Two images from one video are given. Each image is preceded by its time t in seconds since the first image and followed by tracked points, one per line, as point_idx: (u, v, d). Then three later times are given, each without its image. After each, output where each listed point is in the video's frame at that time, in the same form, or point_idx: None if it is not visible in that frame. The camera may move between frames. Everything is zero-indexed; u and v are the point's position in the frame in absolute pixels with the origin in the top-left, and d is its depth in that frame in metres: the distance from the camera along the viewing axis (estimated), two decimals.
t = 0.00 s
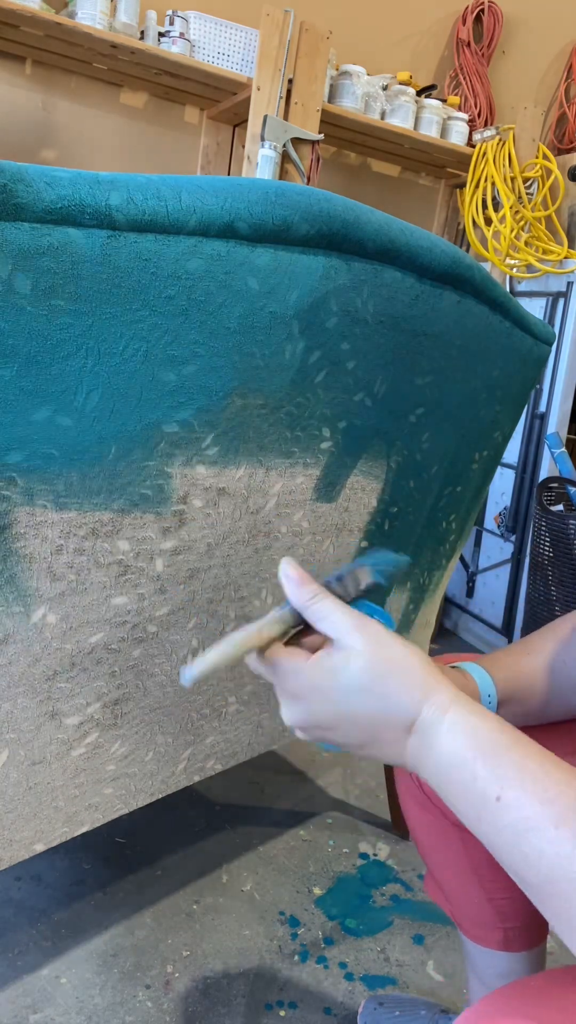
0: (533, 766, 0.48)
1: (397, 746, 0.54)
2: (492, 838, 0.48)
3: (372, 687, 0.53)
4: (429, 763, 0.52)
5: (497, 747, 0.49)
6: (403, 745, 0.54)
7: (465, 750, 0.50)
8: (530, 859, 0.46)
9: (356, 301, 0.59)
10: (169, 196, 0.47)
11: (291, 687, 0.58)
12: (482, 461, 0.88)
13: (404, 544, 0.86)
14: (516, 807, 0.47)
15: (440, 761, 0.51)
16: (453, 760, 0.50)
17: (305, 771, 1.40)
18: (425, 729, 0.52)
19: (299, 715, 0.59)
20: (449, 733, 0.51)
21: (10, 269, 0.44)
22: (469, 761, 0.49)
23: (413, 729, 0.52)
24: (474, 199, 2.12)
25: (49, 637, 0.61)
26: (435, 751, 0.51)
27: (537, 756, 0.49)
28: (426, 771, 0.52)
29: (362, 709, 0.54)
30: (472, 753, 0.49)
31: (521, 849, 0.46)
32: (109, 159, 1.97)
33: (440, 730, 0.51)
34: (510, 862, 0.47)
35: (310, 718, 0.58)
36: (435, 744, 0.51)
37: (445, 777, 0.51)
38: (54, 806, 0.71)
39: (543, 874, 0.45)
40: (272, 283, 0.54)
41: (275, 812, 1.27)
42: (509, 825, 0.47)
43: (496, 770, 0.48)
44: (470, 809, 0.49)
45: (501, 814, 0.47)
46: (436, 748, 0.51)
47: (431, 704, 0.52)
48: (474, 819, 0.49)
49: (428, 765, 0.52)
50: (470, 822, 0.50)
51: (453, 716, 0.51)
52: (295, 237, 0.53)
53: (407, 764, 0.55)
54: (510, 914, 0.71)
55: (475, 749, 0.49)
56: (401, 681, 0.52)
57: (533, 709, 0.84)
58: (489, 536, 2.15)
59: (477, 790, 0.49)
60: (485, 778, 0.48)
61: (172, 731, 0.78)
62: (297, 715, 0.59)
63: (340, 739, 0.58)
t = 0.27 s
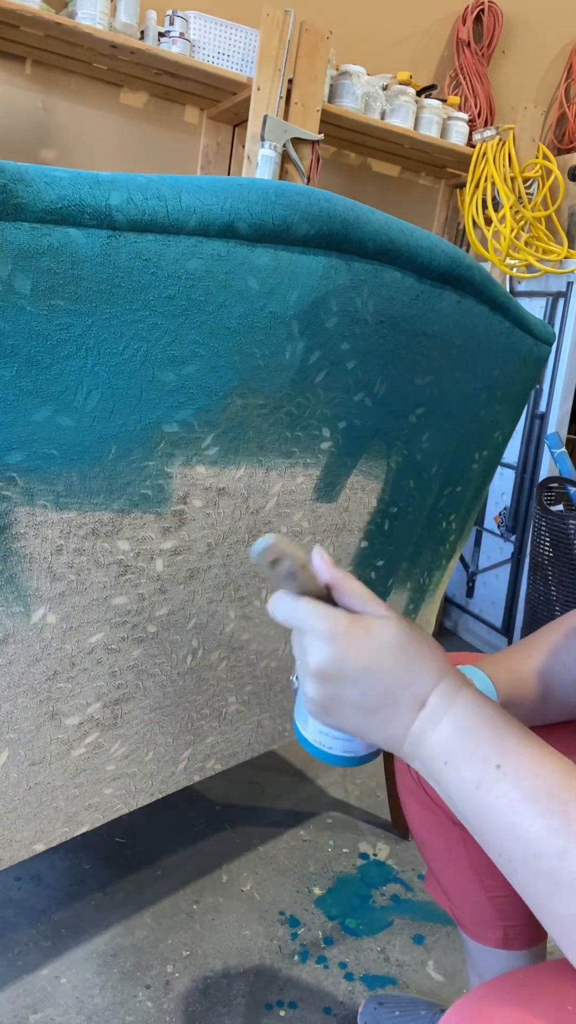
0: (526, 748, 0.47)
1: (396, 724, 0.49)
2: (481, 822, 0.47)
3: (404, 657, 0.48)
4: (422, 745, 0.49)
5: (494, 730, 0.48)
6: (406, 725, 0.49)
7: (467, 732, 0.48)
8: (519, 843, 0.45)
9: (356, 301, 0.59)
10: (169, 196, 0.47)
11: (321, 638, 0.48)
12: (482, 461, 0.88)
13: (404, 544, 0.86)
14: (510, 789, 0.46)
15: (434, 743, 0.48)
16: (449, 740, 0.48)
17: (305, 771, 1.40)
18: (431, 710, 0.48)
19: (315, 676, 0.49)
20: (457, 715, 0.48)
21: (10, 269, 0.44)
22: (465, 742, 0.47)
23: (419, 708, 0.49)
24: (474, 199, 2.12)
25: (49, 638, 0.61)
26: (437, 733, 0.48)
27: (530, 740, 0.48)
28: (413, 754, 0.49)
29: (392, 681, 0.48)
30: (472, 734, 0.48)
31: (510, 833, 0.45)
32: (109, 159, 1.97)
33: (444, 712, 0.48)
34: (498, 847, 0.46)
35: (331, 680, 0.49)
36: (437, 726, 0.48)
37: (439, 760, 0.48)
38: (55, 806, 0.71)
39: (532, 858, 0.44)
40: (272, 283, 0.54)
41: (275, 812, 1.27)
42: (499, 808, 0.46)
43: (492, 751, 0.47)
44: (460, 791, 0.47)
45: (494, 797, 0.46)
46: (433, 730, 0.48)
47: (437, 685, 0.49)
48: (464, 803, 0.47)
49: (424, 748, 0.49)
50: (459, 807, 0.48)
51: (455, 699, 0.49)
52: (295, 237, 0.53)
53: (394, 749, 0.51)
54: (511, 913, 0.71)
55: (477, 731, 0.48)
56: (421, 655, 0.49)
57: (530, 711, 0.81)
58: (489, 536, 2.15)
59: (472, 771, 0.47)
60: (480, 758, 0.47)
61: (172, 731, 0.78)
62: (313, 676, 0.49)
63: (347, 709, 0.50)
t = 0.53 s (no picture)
0: (541, 738, 0.48)
1: (420, 704, 0.49)
2: (492, 806, 0.46)
3: (443, 640, 0.51)
4: (442, 728, 0.49)
5: (514, 721, 0.48)
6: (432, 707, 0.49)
7: (489, 720, 0.48)
8: (530, 827, 0.44)
9: (356, 301, 0.59)
10: (169, 196, 0.47)
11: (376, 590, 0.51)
12: (482, 462, 0.88)
13: (404, 544, 0.86)
14: (525, 772, 0.46)
15: (452, 727, 0.48)
16: (469, 723, 0.48)
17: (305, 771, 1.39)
18: (456, 696, 0.49)
19: (360, 625, 0.51)
20: (482, 705, 0.49)
21: (10, 269, 0.44)
22: (484, 726, 0.48)
23: (446, 691, 0.49)
24: (474, 199, 2.12)
25: (49, 638, 0.61)
26: (460, 717, 0.48)
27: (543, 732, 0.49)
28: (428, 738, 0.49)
29: (430, 649, 0.50)
30: (493, 721, 0.48)
31: (521, 816, 0.45)
32: (109, 159, 1.97)
33: (469, 697, 0.49)
34: (507, 832, 0.46)
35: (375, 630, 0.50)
36: (459, 712, 0.49)
37: (458, 742, 0.48)
38: (55, 806, 0.71)
39: (540, 842, 0.44)
40: (272, 283, 0.54)
41: (275, 812, 1.27)
42: (512, 790, 0.46)
43: (509, 738, 0.47)
44: (474, 775, 0.47)
45: (508, 780, 0.46)
46: (455, 712, 0.49)
47: (465, 679, 0.50)
48: (477, 787, 0.47)
49: (444, 730, 0.49)
50: (470, 794, 0.48)
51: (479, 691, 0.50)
52: (295, 237, 0.53)
53: (409, 732, 0.50)
54: (511, 913, 0.71)
55: (500, 721, 0.48)
56: (455, 648, 0.51)
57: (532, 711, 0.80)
58: (489, 536, 2.15)
59: (490, 754, 0.47)
60: (497, 742, 0.47)
61: (172, 731, 0.78)
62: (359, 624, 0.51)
63: (381, 666, 0.50)
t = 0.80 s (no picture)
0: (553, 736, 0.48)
1: (431, 693, 0.50)
2: (498, 801, 0.46)
3: (457, 639, 0.53)
4: (453, 721, 0.49)
5: (524, 720, 0.49)
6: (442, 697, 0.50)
7: (499, 717, 0.48)
8: (537, 820, 0.44)
9: (356, 301, 0.59)
10: (169, 196, 0.47)
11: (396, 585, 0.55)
12: (482, 462, 0.88)
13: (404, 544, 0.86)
14: (533, 766, 0.46)
15: (463, 720, 0.49)
16: (480, 718, 0.48)
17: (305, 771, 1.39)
18: (468, 691, 0.50)
19: (378, 612, 0.54)
20: (494, 701, 0.49)
21: (10, 269, 0.44)
22: (495, 721, 0.48)
23: (459, 684, 0.50)
24: (474, 199, 2.12)
25: (49, 638, 0.61)
26: (471, 710, 0.49)
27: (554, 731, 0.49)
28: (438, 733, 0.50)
29: (444, 643, 0.52)
30: (503, 717, 0.48)
31: (528, 810, 0.44)
32: (110, 159, 1.97)
33: (480, 694, 0.50)
34: (513, 827, 0.45)
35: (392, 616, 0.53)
36: (471, 706, 0.49)
37: (467, 736, 0.48)
38: (54, 806, 0.71)
39: (545, 836, 0.43)
40: (272, 283, 0.54)
41: (275, 812, 1.27)
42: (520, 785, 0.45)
43: (519, 734, 0.47)
44: (482, 770, 0.47)
45: (517, 774, 0.46)
46: (467, 706, 0.49)
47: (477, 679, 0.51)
48: (485, 782, 0.47)
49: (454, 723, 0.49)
50: (478, 790, 0.47)
51: (491, 691, 0.50)
52: (295, 237, 0.53)
53: (419, 725, 0.51)
54: (511, 913, 0.71)
55: (511, 718, 0.48)
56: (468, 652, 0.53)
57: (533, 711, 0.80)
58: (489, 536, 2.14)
59: (498, 748, 0.47)
60: (507, 738, 0.47)
61: (172, 731, 0.78)
62: (376, 611, 0.54)
63: (395, 650, 0.51)
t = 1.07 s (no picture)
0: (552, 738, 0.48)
1: (428, 695, 0.50)
2: (497, 803, 0.46)
3: (454, 643, 0.53)
4: (449, 724, 0.49)
5: (522, 722, 0.48)
6: (438, 700, 0.50)
7: (497, 719, 0.48)
8: (536, 822, 0.44)
9: (356, 301, 0.59)
10: (169, 196, 0.47)
11: (391, 590, 0.56)
12: (482, 462, 0.88)
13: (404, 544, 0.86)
14: (532, 768, 0.45)
15: (459, 722, 0.49)
16: (477, 720, 0.48)
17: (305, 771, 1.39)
18: (464, 694, 0.50)
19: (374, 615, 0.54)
20: (491, 703, 0.49)
21: (10, 269, 0.44)
22: (492, 724, 0.48)
23: (455, 688, 0.50)
24: (474, 199, 2.12)
25: (49, 638, 0.61)
26: (467, 712, 0.49)
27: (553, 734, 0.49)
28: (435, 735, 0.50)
29: (441, 646, 0.52)
30: (501, 719, 0.48)
31: (526, 811, 0.44)
32: (110, 159, 1.97)
33: (477, 696, 0.50)
34: (512, 830, 0.45)
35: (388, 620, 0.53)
36: (467, 709, 0.49)
37: (464, 739, 0.48)
38: (54, 806, 0.71)
39: (544, 838, 0.43)
40: (272, 283, 0.54)
41: (275, 812, 1.26)
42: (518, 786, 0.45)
43: (517, 736, 0.47)
44: (480, 772, 0.47)
45: (514, 776, 0.46)
46: (463, 708, 0.49)
47: (474, 682, 0.51)
48: (483, 784, 0.47)
49: (451, 726, 0.49)
50: (477, 792, 0.47)
51: (488, 693, 0.50)
52: (295, 237, 0.53)
53: (415, 728, 0.51)
54: (511, 913, 0.71)
55: (509, 721, 0.48)
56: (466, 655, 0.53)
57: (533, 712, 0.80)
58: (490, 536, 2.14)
59: (496, 750, 0.47)
60: (505, 740, 0.47)
61: (172, 731, 0.77)
62: (372, 615, 0.54)
63: (392, 651, 0.52)
